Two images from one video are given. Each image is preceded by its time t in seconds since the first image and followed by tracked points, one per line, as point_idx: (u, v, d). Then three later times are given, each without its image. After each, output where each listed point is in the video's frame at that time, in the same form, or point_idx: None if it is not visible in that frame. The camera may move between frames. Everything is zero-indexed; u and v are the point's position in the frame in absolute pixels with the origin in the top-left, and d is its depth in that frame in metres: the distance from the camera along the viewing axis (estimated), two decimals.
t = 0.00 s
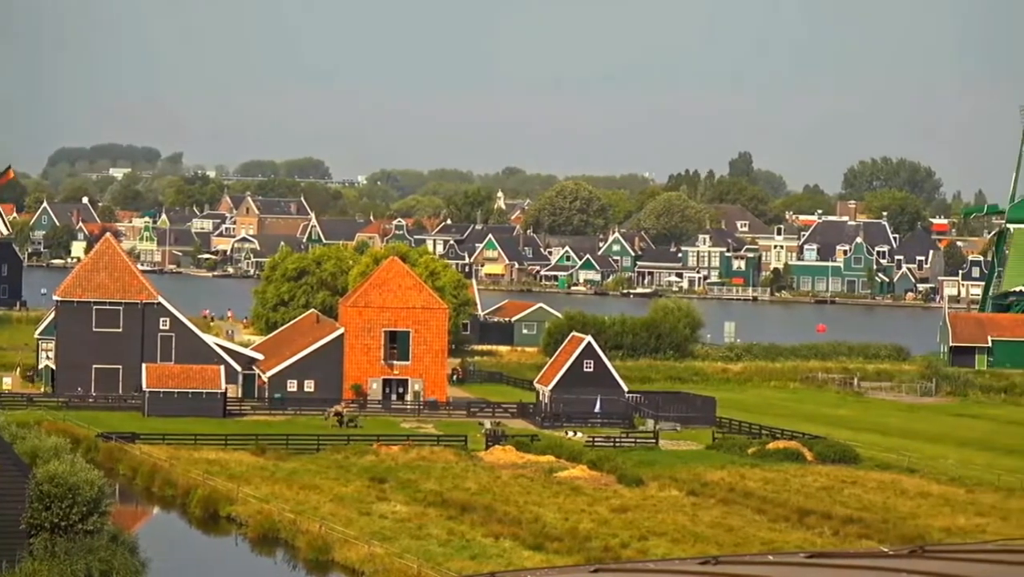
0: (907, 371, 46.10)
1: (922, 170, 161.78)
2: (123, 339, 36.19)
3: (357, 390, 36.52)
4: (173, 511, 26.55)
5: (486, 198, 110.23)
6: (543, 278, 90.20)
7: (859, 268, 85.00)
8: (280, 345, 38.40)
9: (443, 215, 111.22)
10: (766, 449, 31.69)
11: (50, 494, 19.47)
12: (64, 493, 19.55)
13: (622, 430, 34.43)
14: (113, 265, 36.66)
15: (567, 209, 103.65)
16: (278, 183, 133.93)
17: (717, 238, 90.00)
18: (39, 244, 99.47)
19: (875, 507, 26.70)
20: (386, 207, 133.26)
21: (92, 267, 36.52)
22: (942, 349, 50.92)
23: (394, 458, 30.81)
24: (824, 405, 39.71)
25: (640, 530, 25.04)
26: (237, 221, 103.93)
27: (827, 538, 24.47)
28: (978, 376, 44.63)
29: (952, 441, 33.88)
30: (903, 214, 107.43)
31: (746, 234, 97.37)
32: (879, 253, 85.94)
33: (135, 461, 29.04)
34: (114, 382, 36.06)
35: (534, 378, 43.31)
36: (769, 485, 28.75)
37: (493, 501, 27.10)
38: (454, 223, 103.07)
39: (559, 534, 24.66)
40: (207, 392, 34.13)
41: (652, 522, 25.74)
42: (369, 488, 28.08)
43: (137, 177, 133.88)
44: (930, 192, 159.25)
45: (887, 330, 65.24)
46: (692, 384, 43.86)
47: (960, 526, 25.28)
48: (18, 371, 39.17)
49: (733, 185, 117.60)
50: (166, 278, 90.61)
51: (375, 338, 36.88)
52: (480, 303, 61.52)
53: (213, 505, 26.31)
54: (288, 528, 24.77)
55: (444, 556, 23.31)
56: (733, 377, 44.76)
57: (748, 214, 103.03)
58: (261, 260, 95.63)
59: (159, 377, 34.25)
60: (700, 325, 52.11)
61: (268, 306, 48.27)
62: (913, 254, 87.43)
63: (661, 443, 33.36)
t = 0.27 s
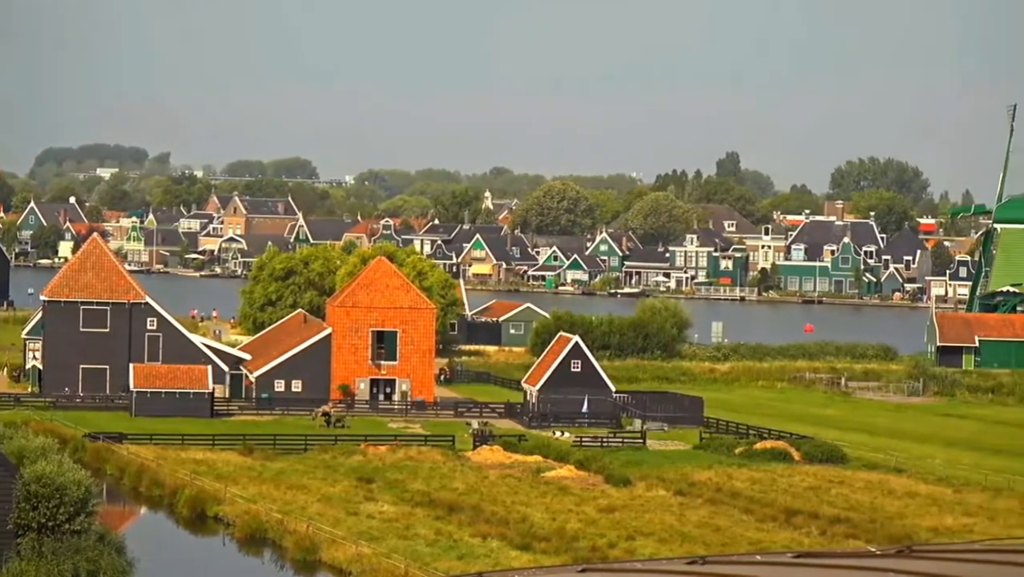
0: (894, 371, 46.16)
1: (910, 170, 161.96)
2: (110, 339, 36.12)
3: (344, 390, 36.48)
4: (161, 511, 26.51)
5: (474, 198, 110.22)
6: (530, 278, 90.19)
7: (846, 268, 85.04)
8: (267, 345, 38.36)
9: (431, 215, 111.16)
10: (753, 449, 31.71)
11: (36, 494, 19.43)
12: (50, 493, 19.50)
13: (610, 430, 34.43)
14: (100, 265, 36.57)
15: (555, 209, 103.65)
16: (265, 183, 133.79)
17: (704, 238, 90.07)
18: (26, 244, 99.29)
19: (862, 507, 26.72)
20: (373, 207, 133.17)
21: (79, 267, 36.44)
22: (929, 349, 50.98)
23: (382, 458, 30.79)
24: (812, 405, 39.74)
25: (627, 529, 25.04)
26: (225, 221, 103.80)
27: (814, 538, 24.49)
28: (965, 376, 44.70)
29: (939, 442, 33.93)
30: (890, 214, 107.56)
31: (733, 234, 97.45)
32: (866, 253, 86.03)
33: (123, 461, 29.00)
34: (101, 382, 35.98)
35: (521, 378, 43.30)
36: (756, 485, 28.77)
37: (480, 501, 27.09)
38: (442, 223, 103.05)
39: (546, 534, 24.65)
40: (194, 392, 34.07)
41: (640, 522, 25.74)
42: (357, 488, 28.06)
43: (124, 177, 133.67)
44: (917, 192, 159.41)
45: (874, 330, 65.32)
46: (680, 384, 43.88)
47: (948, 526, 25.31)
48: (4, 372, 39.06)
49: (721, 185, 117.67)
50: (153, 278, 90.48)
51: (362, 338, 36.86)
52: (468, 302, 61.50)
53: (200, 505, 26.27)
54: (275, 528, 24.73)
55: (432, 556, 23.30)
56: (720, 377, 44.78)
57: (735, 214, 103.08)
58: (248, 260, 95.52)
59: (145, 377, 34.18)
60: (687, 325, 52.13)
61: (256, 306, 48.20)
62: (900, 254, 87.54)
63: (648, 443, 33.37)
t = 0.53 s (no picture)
0: (886, 371, 46.20)
1: (902, 170, 162.20)
2: (103, 339, 36.10)
3: (337, 390, 36.45)
4: (153, 511, 26.49)
5: (467, 199, 110.23)
6: (523, 278, 90.19)
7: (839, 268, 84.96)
8: (260, 345, 38.34)
9: (423, 215, 111.16)
10: (746, 449, 31.71)
11: (29, 494, 19.48)
12: (42, 493, 19.50)
13: (602, 430, 34.43)
14: (93, 265, 36.56)
15: (547, 209, 103.65)
16: (258, 183, 133.73)
17: (696, 238, 90.09)
18: (19, 244, 99.20)
19: (855, 508, 26.73)
20: (366, 207, 133.16)
21: (72, 267, 36.42)
22: (921, 349, 51.02)
23: (375, 458, 30.78)
24: (804, 405, 39.76)
25: (620, 529, 25.04)
26: (217, 221, 103.74)
27: (807, 538, 24.49)
28: (957, 376, 44.75)
29: (931, 441, 33.95)
30: (883, 214, 107.65)
31: (726, 234, 97.52)
32: (858, 253, 86.07)
33: (115, 461, 28.97)
34: (94, 382, 35.92)
35: (514, 379, 43.31)
36: (749, 485, 28.77)
37: (473, 501, 27.09)
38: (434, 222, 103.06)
39: (539, 534, 24.65)
40: (187, 392, 34.04)
41: (633, 522, 25.74)
42: (350, 488, 28.05)
43: (117, 177, 133.55)
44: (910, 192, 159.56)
45: (867, 330, 65.38)
46: (672, 384, 43.89)
47: (941, 526, 25.32)
48: None
49: (714, 185, 117.75)
50: (145, 278, 90.42)
51: (354, 338, 36.85)
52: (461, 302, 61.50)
53: (193, 505, 26.25)
54: (268, 528, 24.71)
55: (425, 557, 23.30)
56: (713, 377, 44.80)
57: (728, 215, 103.16)
58: (241, 259, 95.44)
59: (138, 377, 34.16)
60: (680, 325, 52.15)
61: (248, 306, 48.18)
62: (893, 253, 87.55)
63: (641, 443, 33.37)
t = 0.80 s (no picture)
0: (870, 371, 46.27)
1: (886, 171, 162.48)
2: (87, 339, 36.01)
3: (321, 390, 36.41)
4: (137, 511, 26.44)
5: (450, 199, 110.19)
6: (507, 278, 90.20)
7: (822, 268, 85.22)
8: (244, 345, 38.29)
9: (407, 215, 111.11)
10: (730, 449, 31.74)
11: (11, 494, 19.42)
12: (25, 494, 19.40)
13: (586, 430, 34.44)
14: (77, 265, 36.46)
15: (532, 209, 103.63)
16: (242, 184, 133.54)
17: (680, 238, 90.13)
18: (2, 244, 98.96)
19: (838, 507, 26.77)
20: (350, 207, 133.04)
21: (55, 267, 36.33)
22: (905, 349, 51.11)
23: (358, 458, 30.75)
24: (788, 405, 39.79)
25: (604, 529, 25.05)
26: (201, 221, 103.59)
27: (791, 538, 24.52)
28: (941, 376, 44.83)
29: (915, 442, 34.01)
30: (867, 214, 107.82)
31: (710, 234, 97.63)
32: (842, 253, 86.19)
33: (99, 461, 28.91)
34: (78, 382, 35.82)
35: (498, 378, 43.30)
36: (733, 485, 28.80)
37: (457, 501, 27.08)
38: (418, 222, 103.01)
39: (523, 534, 24.65)
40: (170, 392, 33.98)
41: (617, 522, 25.75)
42: (334, 488, 28.03)
43: (101, 177, 133.28)
44: (894, 192, 159.82)
45: (851, 330, 65.46)
46: (656, 384, 43.91)
47: (924, 525, 25.37)
48: None
49: (698, 185, 117.83)
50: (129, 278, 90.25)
51: (338, 338, 36.81)
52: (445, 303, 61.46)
53: (176, 505, 26.21)
54: (252, 528, 24.68)
55: (408, 556, 23.28)
56: (697, 377, 44.83)
57: (712, 215, 103.28)
58: (225, 259, 95.30)
59: (122, 377, 34.08)
60: (664, 326, 52.19)
61: (232, 307, 48.15)
62: (877, 253, 87.81)
63: (625, 443, 33.38)
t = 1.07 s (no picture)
0: (858, 371, 46.33)
1: (873, 170, 162.69)
2: (74, 339, 35.95)
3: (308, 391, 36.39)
4: (125, 511, 26.39)
5: (438, 198, 110.15)
6: (494, 278, 90.21)
7: (810, 269, 85.36)
8: (231, 345, 38.23)
9: (395, 215, 111.04)
10: (717, 449, 31.76)
11: None
12: (12, 494, 19.32)
13: (574, 430, 34.45)
14: (64, 264, 36.41)
15: (519, 209, 103.61)
16: (229, 184, 133.36)
17: (668, 238, 90.16)
18: None
19: (826, 507, 26.80)
20: (338, 207, 132.90)
21: (42, 267, 36.26)
22: (893, 349, 51.18)
23: (346, 458, 30.73)
24: (776, 405, 39.83)
25: (591, 529, 25.06)
26: (188, 221, 103.46)
27: (778, 538, 24.55)
28: (928, 376, 44.89)
29: (903, 442, 34.05)
30: (854, 214, 107.99)
31: (697, 234, 97.73)
32: (830, 253, 86.25)
33: (86, 461, 28.85)
34: (65, 382, 35.73)
35: (485, 379, 43.28)
36: (720, 485, 28.82)
37: (444, 501, 27.07)
38: (406, 222, 102.96)
39: (511, 534, 24.65)
40: (158, 392, 33.91)
41: (604, 522, 25.76)
42: (321, 488, 28.00)
43: (88, 177, 133.02)
44: (881, 192, 160.08)
45: (838, 330, 65.53)
46: (643, 384, 43.92)
47: (912, 525, 25.40)
48: None
49: (685, 185, 117.90)
50: (116, 278, 90.12)
51: (326, 339, 36.77)
52: (433, 303, 61.42)
53: (164, 505, 26.17)
54: (239, 528, 24.65)
55: (396, 556, 23.28)
56: (684, 377, 44.86)
57: (700, 215, 103.37)
58: (212, 259, 95.15)
59: (109, 377, 34.01)
60: (652, 325, 52.23)
61: (220, 307, 48.12)
62: (864, 253, 87.94)
63: (612, 443, 33.39)
